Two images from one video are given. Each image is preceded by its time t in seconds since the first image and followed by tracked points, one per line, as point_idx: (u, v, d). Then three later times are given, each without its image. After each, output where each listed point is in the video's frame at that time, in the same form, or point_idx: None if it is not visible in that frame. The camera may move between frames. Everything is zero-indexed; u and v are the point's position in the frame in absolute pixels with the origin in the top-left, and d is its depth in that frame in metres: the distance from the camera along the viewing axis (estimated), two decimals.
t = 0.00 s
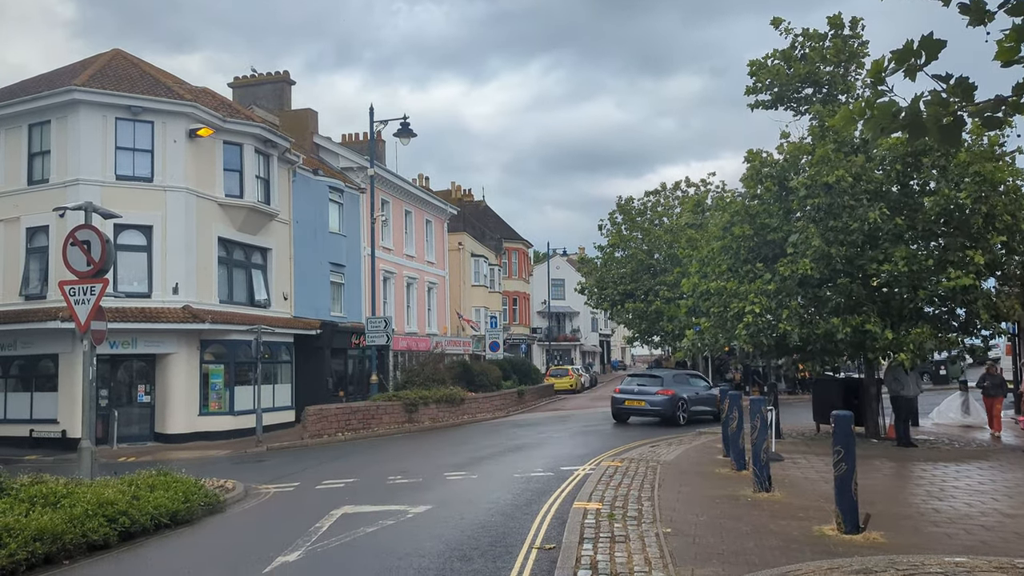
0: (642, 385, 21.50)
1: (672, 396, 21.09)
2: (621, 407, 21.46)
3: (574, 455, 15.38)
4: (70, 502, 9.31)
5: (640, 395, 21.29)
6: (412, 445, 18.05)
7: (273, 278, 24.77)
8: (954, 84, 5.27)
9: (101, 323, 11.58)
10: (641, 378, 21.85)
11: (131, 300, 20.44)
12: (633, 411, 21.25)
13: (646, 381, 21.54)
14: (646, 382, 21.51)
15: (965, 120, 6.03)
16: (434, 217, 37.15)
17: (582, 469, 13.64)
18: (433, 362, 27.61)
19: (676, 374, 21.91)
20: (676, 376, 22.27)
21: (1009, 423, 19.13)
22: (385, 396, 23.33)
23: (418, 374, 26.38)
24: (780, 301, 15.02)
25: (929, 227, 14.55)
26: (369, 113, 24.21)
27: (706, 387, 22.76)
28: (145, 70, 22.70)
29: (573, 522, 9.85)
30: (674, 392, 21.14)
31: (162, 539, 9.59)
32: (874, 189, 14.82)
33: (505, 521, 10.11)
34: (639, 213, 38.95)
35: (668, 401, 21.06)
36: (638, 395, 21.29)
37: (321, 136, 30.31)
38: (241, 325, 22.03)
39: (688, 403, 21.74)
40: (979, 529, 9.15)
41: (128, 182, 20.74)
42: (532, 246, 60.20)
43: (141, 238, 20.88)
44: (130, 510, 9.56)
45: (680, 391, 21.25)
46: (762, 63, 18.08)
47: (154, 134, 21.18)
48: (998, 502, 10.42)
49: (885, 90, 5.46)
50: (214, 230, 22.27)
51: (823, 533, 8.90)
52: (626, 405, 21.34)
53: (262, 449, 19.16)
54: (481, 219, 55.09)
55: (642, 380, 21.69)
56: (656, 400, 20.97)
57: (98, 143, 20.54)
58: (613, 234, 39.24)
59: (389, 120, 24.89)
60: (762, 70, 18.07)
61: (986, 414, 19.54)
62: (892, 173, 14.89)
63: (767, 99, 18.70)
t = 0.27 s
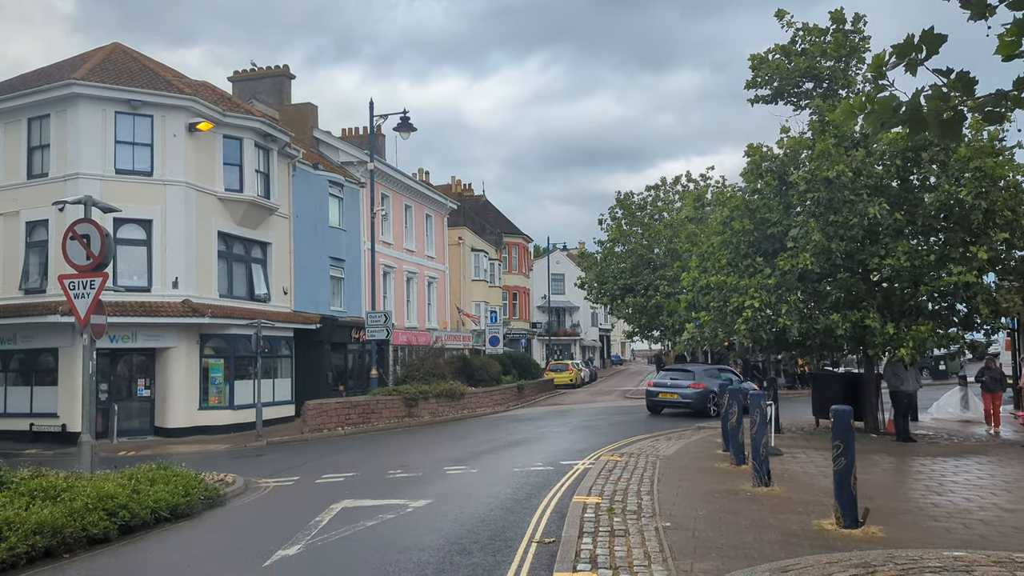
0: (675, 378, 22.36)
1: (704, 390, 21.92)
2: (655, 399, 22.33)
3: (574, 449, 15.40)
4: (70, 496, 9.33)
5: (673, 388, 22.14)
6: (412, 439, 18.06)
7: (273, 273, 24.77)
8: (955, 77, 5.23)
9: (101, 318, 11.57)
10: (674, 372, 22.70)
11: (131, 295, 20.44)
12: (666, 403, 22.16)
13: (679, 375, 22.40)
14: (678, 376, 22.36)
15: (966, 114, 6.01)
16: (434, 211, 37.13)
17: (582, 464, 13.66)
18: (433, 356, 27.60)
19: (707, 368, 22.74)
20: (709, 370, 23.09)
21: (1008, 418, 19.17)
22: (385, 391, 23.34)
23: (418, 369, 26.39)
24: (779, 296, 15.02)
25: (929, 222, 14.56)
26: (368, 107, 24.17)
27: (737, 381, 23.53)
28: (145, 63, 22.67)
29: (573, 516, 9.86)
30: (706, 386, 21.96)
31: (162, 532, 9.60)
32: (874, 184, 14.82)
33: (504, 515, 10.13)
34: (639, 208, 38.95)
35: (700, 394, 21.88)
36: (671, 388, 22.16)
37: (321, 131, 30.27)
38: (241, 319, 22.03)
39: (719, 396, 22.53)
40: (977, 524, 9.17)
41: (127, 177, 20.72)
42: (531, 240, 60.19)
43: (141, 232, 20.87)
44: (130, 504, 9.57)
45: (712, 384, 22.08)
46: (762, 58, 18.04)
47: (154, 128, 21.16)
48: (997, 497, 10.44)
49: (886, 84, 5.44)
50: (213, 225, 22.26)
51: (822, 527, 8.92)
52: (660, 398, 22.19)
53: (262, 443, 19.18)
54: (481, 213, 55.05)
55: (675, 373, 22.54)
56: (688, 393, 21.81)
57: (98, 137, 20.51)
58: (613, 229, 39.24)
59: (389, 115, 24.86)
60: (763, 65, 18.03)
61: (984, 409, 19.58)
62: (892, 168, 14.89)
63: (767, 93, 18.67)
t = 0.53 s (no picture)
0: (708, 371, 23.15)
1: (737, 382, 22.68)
2: (688, 392, 23.05)
3: (574, 442, 15.42)
4: (70, 488, 9.34)
5: (706, 380, 22.88)
6: (412, 433, 18.08)
7: (273, 266, 24.76)
8: (957, 70, 5.20)
9: (101, 311, 11.56)
10: (705, 365, 23.44)
11: (131, 288, 20.42)
12: (700, 395, 22.88)
13: (711, 368, 23.17)
14: (710, 369, 23.11)
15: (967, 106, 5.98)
16: (434, 205, 37.09)
17: (582, 457, 13.67)
18: (433, 350, 27.60)
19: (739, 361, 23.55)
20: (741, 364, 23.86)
21: (1007, 412, 19.20)
22: (385, 384, 23.36)
23: (418, 362, 26.39)
24: (779, 290, 15.01)
25: (930, 216, 14.54)
26: (368, 100, 24.13)
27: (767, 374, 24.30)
28: (144, 56, 22.63)
29: (573, 509, 9.87)
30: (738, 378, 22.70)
31: (162, 525, 9.61)
32: (875, 177, 14.80)
33: (504, 508, 10.14)
34: (639, 202, 38.92)
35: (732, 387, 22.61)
36: (703, 380, 22.90)
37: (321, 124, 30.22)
38: (241, 312, 22.02)
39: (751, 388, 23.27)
40: (977, 517, 9.17)
41: (127, 169, 20.69)
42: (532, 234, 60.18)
43: (140, 226, 20.85)
44: (131, 497, 9.58)
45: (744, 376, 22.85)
46: (763, 51, 17.99)
47: (154, 121, 21.13)
48: (996, 491, 10.45)
49: (887, 77, 5.41)
50: (213, 218, 22.24)
51: (821, 520, 8.92)
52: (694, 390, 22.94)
53: (262, 436, 19.20)
54: (481, 207, 55.01)
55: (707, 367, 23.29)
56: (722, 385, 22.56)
57: (98, 130, 20.48)
58: (614, 222, 39.22)
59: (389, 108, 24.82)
60: (764, 58, 17.98)
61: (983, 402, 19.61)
62: (893, 161, 14.87)
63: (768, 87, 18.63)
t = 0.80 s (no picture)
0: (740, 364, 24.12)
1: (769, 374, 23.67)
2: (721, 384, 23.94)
3: (574, 436, 15.44)
4: (70, 482, 9.35)
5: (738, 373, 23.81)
6: (412, 426, 18.10)
7: (273, 260, 24.76)
8: (958, 63, 5.17)
9: (100, 304, 11.54)
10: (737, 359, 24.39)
11: (131, 281, 20.41)
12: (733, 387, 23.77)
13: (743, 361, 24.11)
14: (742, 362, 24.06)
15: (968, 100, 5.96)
16: (434, 199, 37.06)
17: (582, 451, 13.68)
18: (433, 344, 27.59)
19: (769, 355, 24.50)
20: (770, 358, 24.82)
21: (1007, 406, 19.23)
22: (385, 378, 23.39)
23: (418, 356, 26.38)
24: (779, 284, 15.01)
25: (930, 210, 14.53)
26: (368, 94, 24.08)
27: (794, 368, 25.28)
28: (144, 49, 22.58)
29: (573, 502, 9.89)
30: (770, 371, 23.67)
31: (162, 518, 9.63)
32: (875, 171, 14.79)
33: (504, 501, 10.15)
34: (640, 196, 38.89)
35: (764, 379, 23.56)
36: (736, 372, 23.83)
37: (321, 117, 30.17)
38: (241, 306, 22.02)
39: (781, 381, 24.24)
40: (975, 511, 9.19)
41: (127, 163, 20.66)
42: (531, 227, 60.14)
43: (140, 219, 20.83)
44: (131, 490, 9.60)
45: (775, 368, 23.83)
46: (763, 45, 17.94)
47: (153, 114, 21.09)
48: (995, 484, 10.47)
49: (888, 70, 5.40)
50: (213, 212, 22.22)
51: (821, 514, 8.94)
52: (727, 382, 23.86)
53: (262, 430, 19.22)
54: (481, 201, 54.94)
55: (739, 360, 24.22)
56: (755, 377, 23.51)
57: (97, 123, 20.45)
58: (614, 216, 39.20)
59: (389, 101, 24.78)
60: (764, 52, 17.93)
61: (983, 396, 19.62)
62: (893, 155, 14.86)
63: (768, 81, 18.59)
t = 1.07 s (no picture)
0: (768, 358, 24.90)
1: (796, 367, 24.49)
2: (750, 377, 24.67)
3: (574, 431, 15.46)
4: (70, 476, 9.36)
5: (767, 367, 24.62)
6: (412, 421, 18.11)
7: (273, 254, 24.75)
8: (959, 58, 5.15)
9: (101, 299, 11.55)
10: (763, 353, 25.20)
11: (131, 276, 20.40)
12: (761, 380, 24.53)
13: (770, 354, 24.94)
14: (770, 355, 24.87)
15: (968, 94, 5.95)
16: (434, 193, 37.02)
17: (581, 446, 13.69)
18: (433, 339, 27.56)
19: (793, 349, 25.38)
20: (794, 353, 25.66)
21: (1006, 400, 19.26)
22: (385, 372, 23.40)
23: (418, 351, 26.35)
24: (779, 279, 15.01)
25: (929, 205, 14.53)
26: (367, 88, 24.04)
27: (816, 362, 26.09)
28: (143, 43, 22.54)
29: (572, 497, 9.90)
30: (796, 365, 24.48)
31: (163, 513, 9.65)
32: (875, 166, 14.78)
33: (504, 496, 10.17)
34: (639, 190, 38.86)
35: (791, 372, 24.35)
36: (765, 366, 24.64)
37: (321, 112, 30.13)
38: (241, 301, 22.01)
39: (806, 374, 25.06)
40: (974, 506, 9.20)
41: (126, 157, 20.64)
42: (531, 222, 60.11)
43: (140, 214, 20.82)
44: (131, 485, 9.61)
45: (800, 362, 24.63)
46: (763, 40, 17.90)
47: (152, 109, 21.06)
48: (994, 479, 10.48)
49: (889, 64, 5.39)
50: (213, 206, 22.21)
51: (820, 509, 8.95)
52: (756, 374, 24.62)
53: (262, 424, 19.24)
54: (481, 196, 54.91)
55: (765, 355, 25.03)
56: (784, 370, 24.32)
57: (97, 118, 20.42)
58: (614, 211, 39.19)
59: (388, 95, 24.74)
60: (764, 46, 17.89)
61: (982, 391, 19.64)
62: (893, 150, 14.85)
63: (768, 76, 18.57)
